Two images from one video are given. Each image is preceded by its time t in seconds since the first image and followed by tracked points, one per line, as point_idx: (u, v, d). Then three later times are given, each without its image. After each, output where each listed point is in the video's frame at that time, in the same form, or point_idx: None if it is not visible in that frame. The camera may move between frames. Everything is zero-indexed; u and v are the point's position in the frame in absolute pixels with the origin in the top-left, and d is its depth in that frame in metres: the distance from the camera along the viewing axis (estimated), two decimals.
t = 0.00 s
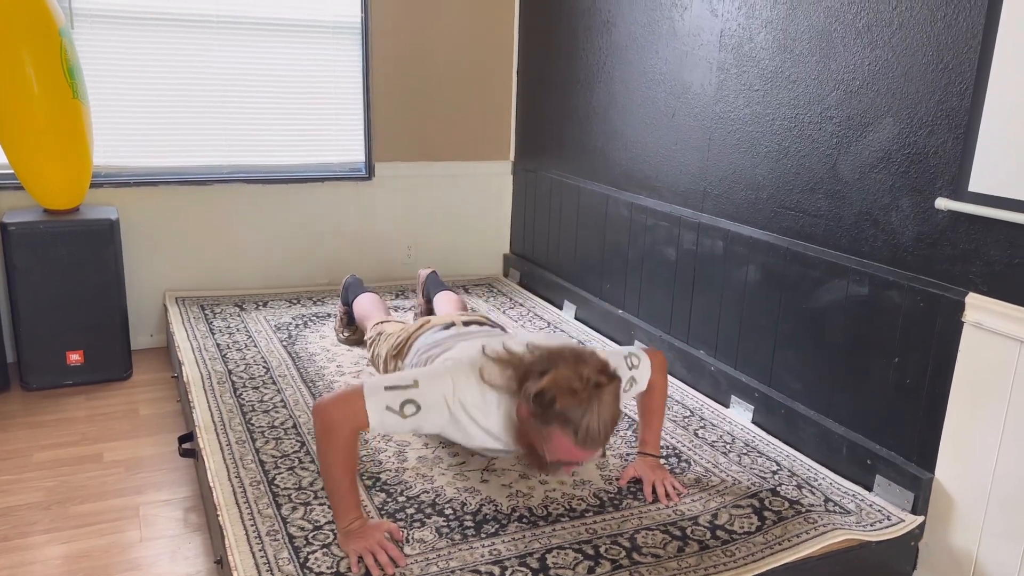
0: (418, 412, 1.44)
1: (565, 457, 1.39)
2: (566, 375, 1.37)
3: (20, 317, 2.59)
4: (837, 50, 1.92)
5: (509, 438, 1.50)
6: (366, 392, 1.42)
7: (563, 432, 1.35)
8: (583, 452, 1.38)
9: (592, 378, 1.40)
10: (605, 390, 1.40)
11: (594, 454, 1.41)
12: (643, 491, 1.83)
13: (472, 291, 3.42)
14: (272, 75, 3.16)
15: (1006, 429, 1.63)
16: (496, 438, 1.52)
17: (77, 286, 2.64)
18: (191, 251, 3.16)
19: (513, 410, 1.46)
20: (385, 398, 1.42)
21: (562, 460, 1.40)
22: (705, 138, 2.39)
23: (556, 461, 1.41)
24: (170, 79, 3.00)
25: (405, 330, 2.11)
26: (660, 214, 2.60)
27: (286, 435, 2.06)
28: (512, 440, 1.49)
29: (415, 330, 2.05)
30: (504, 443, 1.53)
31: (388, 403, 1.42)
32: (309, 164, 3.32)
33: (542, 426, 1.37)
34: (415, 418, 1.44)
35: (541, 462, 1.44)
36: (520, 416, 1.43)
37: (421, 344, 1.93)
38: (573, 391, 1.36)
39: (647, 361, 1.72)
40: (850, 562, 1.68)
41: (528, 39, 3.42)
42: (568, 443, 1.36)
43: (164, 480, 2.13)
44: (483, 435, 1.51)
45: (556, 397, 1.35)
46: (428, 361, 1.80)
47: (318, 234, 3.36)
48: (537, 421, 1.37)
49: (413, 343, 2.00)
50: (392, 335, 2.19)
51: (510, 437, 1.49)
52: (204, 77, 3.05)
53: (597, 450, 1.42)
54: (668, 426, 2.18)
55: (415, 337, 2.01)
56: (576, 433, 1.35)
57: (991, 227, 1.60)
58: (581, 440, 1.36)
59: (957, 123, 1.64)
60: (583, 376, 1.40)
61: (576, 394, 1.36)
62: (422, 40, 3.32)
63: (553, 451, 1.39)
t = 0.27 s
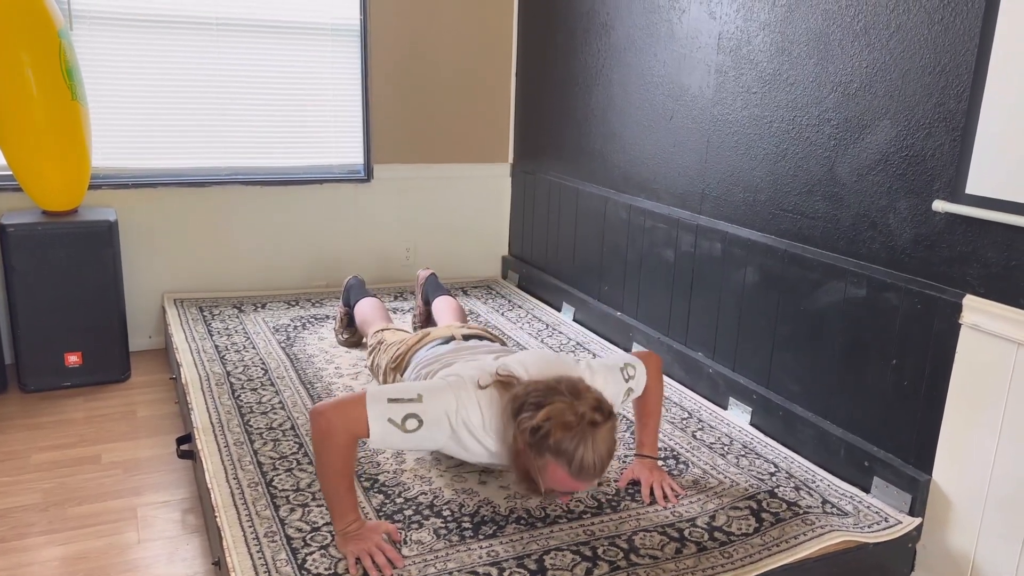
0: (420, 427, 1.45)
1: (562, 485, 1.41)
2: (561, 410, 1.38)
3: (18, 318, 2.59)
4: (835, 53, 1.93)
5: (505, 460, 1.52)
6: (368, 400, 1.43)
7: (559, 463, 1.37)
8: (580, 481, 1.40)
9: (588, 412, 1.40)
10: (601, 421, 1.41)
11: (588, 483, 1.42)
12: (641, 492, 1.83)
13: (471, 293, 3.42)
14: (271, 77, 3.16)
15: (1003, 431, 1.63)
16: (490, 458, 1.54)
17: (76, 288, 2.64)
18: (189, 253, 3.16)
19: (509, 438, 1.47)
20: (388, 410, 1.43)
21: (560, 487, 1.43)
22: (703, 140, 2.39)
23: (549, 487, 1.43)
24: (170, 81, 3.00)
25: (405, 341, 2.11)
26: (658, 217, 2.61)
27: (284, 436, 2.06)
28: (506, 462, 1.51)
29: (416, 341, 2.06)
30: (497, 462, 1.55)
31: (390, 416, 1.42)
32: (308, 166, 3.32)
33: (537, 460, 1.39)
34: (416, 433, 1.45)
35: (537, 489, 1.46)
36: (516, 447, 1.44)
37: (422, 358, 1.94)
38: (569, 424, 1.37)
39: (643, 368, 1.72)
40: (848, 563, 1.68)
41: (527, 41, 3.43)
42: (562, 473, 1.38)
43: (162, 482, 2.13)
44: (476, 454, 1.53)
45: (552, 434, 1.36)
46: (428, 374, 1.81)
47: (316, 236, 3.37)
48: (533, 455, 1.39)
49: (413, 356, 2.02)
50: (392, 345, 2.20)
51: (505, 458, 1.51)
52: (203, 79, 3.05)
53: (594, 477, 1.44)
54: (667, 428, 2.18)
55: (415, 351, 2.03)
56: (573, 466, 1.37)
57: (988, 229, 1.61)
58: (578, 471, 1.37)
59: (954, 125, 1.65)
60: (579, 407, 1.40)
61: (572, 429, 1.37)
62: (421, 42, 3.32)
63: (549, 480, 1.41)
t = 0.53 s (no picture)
0: (418, 375, 1.48)
1: (555, 362, 1.37)
2: (541, 279, 1.40)
3: (16, 319, 2.58)
4: (833, 53, 1.93)
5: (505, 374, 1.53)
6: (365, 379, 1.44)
7: (544, 329, 1.36)
8: (571, 351, 1.36)
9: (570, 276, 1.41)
10: (579, 283, 1.40)
11: (586, 352, 1.38)
12: (639, 493, 1.82)
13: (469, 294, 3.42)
14: (269, 78, 3.16)
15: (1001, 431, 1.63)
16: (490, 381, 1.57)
17: (74, 289, 2.64)
18: (188, 254, 3.16)
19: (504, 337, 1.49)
20: (383, 372, 1.45)
21: (555, 368, 1.38)
22: (701, 141, 2.39)
23: (551, 373, 1.39)
24: (168, 81, 3.00)
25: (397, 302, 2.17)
26: (656, 217, 2.61)
27: (281, 437, 2.06)
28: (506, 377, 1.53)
29: (404, 301, 2.13)
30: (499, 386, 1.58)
31: (387, 376, 1.45)
32: (306, 167, 3.32)
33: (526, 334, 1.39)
34: (417, 381, 1.48)
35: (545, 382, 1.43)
36: (511, 339, 1.46)
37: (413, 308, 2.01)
38: (549, 291, 1.37)
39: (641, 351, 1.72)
40: (846, 564, 1.68)
41: (525, 42, 3.43)
42: (552, 340, 1.35)
43: (160, 482, 2.13)
44: (476, 380, 1.57)
45: (534, 298, 1.38)
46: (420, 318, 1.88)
47: (315, 237, 3.37)
48: (522, 327, 1.40)
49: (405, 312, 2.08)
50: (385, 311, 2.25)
51: (504, 377, 1.54)
52: (201, 80, 3.05)
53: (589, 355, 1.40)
54: (665, 428, 2.18)
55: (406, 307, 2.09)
56: (556, 329, 1.34)
57: (986, 230, 1.61)
58: (563, 335, 1.34)
59: (952, 126, 1.65)
60: (555, 272, 1.42)
61: (553, 290, 1.38)
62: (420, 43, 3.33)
63: (540, 355, 1.38)
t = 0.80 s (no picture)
0: (429, 326, 1.50)
1: (533, 232, 1.46)
2: (508, 168, 1.55)
3: (15, 319, 2.58)
4: (832, 52, 1.92)
5: (500, 296, 1.59)
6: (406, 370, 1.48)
7: (515, 202, 1.47)
8: (545, 216, 1.45)
9: (536, 157, 1.54)
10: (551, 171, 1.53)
11: (560, 226, 1.47)
12: (639, 493, 1.82)
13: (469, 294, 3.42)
14: (268, 78, 3.16)
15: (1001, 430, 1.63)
16: (491, 315, 1.62)
17: (73, 289, 2.63)
18: (187, 254, 3.16)
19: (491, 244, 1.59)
20: (396, 333, 1.48)
21: (535, 242, 1.46)
22: (701, 140, 2.39)
23: (528, 249, 1.47)
24: (167, 81, 3.00)
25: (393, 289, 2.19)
26: (656, 216, 2.61)
27: (281, 436, 2.06)
28: (503, 298, 1.59)
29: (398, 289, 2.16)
30: (500, 317, 1.63)
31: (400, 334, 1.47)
32: (306, 167, 3.32)
33: (502, 220, 1.50)
34: (430, 331, 1.50)
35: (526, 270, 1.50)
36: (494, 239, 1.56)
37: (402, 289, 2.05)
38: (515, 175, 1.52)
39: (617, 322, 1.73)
40: (846, 563, 1.68)
41: (525, 42, 3.43)
42: (523, 211, 1.46)
43: (159, 482, 2.13)
44: (478, 316, 1.61)
45: (506, 183, 1.52)
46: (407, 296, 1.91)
47: (314, 237, 3.36)
48: (498, 215, 1.51)
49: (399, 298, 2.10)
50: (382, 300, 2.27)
51: (500, 298, 1.59)
52: (201, 80, 3.05)
53: (567, 230, 1.49)
54: (664, 428, 2.18)
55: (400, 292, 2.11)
56: (525, 199, 1.46)
57: (986, 229, 1.61)
58: (533, 202, 1.45)
59: (953, 124, 1.64)
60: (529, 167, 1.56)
61: (521, 174, 1.52)
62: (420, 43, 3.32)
63: (516, 233, 1.47)
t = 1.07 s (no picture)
0: (425, 326, 1.50)
1: (525, 236, 1.46)
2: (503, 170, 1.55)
3: (16, 322, 2.58)
4: (833, 53, 1.92)
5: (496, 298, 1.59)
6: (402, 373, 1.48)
7: (507, 206, 1.48)
8: (537, 220, 1.45)
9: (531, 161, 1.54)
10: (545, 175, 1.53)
11: (552, 231, 1.47)
12: (641, 495, 1.82)
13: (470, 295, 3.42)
14: (269, 80, 3.16)
15: (1003, 432, 1.63)
16: (487, 318, 1.62)
17: (74, 291, 2.63)
18: (188, 256, 3.16)
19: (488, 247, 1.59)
20: (392, 334, 1.48)
21: (527, 245, 1.47)
22: (702, 142, 2.39)
23: (520, 253, 1.47)
24: (168, 83, 3.00)
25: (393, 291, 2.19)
26: (657, 217, 2.61)
27: (282, 439, 2.06)
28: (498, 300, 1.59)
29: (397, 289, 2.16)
30: (496, 320, 1.63)
31: (397, 335, 1.48)
32: (306, 169, 3.32)
33: (496, 223, 1.51)
34: (426, 331, 1.50)
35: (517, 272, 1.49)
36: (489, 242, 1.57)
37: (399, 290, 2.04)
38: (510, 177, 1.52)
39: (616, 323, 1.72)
40: (848, 565, 1.67)
41: (525, 43, 3.43)
42: (515, 215, 1.47)
43: (160, 485, 2.13)
44: (474, 318, 1.62)
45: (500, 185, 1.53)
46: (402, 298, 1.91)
47: (315, 239, 3.36)
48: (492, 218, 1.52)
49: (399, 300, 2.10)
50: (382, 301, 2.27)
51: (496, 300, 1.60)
52: (201, 82, 3.05)
53: (560, 234, 1.49)
54: (666, 430, 2.18)
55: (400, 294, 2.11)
56: (518, 202, 1.47)
57: (988, 231, 1.61)
58: (525, 206, 1.46)
59: (954, 126, 1.64)
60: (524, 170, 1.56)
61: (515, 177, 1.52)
62: (421, 45, 3.33)
63: (508, 235, 1.48)
